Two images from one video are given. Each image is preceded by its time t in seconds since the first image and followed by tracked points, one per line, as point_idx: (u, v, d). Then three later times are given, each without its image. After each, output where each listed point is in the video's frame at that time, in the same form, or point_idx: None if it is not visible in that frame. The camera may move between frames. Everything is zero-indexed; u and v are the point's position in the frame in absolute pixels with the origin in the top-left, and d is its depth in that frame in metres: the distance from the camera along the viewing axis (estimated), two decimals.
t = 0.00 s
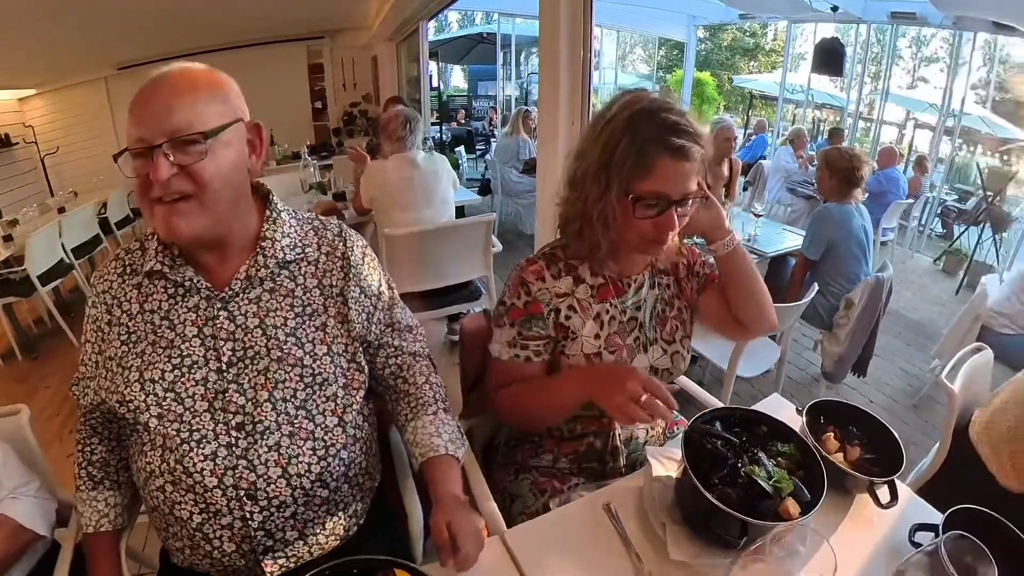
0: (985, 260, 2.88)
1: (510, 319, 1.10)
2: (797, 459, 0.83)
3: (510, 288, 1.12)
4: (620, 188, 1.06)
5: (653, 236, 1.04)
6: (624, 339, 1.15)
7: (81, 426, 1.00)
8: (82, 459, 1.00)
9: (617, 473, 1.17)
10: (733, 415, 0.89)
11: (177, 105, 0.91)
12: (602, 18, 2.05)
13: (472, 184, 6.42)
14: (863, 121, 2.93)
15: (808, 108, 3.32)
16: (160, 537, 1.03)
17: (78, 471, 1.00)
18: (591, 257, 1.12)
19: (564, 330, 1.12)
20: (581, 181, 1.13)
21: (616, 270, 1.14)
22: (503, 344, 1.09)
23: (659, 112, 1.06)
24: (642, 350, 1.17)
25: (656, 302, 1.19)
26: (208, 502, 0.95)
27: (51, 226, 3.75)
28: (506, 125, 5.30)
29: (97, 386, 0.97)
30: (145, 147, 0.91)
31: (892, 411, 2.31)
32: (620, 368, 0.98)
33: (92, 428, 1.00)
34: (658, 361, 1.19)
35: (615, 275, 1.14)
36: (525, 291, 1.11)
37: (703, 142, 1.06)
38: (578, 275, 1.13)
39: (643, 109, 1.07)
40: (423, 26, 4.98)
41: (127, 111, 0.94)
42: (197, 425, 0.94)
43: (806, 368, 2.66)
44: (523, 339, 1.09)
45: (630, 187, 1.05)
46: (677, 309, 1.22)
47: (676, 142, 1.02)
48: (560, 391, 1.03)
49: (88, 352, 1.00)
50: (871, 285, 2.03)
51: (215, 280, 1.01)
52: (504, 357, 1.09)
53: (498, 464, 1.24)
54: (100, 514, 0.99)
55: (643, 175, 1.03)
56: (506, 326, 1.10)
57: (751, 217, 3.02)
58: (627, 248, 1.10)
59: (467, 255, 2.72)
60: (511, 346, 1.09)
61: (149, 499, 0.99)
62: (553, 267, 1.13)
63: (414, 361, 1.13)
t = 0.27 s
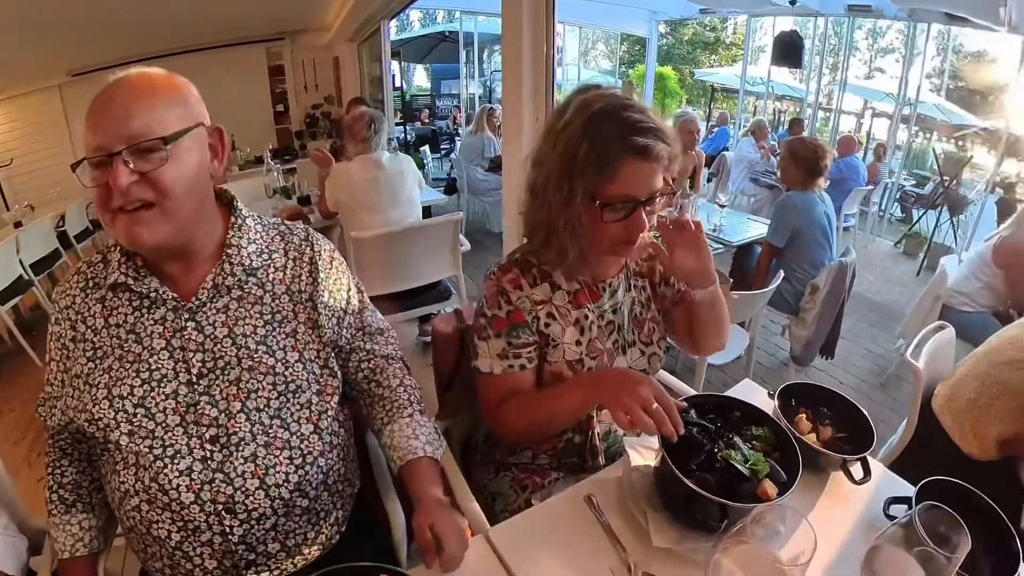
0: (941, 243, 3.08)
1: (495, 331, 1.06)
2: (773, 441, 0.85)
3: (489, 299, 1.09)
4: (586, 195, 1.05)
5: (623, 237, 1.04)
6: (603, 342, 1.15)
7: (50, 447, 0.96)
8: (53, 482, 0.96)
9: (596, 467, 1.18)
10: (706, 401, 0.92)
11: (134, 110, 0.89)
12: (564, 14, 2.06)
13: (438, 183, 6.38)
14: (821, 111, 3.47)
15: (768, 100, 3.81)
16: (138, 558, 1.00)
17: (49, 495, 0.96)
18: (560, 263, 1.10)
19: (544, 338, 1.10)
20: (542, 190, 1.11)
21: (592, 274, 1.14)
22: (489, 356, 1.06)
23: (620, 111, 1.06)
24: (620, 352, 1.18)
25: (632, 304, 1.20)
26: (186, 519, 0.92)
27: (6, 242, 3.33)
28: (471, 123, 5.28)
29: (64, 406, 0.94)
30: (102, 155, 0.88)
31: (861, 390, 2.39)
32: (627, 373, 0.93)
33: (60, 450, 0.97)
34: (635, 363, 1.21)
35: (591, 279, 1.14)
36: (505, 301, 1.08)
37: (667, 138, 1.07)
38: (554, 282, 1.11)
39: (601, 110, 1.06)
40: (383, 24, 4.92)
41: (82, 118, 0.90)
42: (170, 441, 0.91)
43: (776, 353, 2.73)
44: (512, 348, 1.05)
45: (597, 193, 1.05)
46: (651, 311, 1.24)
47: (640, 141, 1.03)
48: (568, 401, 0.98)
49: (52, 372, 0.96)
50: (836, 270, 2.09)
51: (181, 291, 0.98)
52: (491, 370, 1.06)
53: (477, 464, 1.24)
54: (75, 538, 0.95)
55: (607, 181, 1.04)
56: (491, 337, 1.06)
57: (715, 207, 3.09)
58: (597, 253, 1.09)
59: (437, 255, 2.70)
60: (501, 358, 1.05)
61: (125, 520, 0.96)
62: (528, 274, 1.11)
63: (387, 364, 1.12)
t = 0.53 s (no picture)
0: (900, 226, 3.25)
1: (464, 336, 1.06)
2: (745, 425, 0.88)
3: (455, 304, 1.09)
4: (549, 197, 1.05)
5: (590, 238, 1.05)
6: (574, 342, 1.16)
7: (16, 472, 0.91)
8: (21, 509, 0.92)
9: (573, 461, 1.19)
10: (679, 389, 0.94)
11: (56, 145, 0.80)
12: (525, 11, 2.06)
13: (403, 184, 6.32)
14: (782, 102, 3.53)
15: (730, 92, 3.80)
16: None
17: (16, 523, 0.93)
18: (525, 269, 1.10)
19: (514, 341, 1.11)
20: (504, 197, 1.11)
21: (558, 275, 1.14)
22: (460, 361, 1.05)
23: (578, 110, 1.06)
24: (591, 351, 1.19)
25: (601, 302, 1.22)
26: (160, 538, 0.90)
27: None
28: (434, 123, 5.25)
29: (26, 429, 0.90)
30: (32, 193, 0.81)
31: (828, 371, 2.47)
32: (607, 368, 0.91)
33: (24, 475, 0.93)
34: (607, 361, 1.22)
35: (557, 279, 1.15)
36: (472, 306, 1.08)
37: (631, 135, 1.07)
38: (520, 285, 1.11)
39: (558, 110, 1.06)
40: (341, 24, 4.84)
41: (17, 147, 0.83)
42: (139, 459, 0.88)
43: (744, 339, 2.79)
44: (484, 352, 1.05)
45: (561, 194, 1.04)
46: (620, 309, 1.26)
47: (600, 139, 1.03)
48: (543, 400, 0.98)
49: (11, 394, 0.92)
50: (799, 257, 2.15)
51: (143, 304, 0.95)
52: (462, 376, 1.05)
53: (454, 464, 1.23)
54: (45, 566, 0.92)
55: (571, 181, 1.03)
56: (462, 343, 1.05)
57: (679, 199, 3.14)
58: (562, 255, 1.10)
59: (404, 257, 2.68)
60: (474, 363, 1.05)
61: (98, 542, 0.93)
62: (493, 278, 1.11)
63: (358, 368, 1.10)
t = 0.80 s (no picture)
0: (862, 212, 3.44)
1: (434, 336, 1.05)
2: (717, 408, 0.90)
3: (424, 304, 1.08)
4: (518, 190, 1.06)
5: (557, 231, 1.07)
6: (545, 336, 1.16)
7: None
8: None
9: (553, 453, 1.20)
10: (651, 374, 0.96)
11: None
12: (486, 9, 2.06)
13: (368, 185, 6.24)
14: (743, 94, 3.82)
15: (691, 86, 4.20)
16: None
17: None
18: (493, 264, 1.11)
19: (485, 337, 1.10)
20: (471, 191, 1.11)
21: (527, 271, 1.15)
22: (431, 360, 1.05)
23: (546, 104, 1.06)
24: (563, 344, 1.19)
25: (571, 294, 1.23)
26: (139, 558, 0.87)
27: None
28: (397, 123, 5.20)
29: None
30: None
31: (797, 354, 2.55)
32: (575, 354, 0.95)
33: None
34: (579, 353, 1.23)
35: (526, 275, 1.15)
36: (441, 304, 1.07)
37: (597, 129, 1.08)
38: (489, 281, 1.11)
39: (527, 105, 1.06)
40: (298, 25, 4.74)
41: None
42: (112, 479, 0.85)
43: (714, 326, 2.84)
44: (455, 349, 1.05)
45: (529, 188, 1.05)
46: (591, 301, 1.27)
47: (568, 132, 1.03)
48: (520, 395, 0.99)
49: None
50: (764, 244, 2.21)
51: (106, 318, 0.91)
52: (435, 375, 1.05)
53: (433, 463, 1.23)
54: None
55: (540, 176, 1.04)
56: (433, 343, 1.05)
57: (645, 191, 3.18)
58: (531, 249, 1.11)
59: (372, 258, 2.65)
60: (445, 360, 1.05)
61: (75, 568, 0.90)
62: (461, 275, 1.10)
63: (332, 371, 1.08)
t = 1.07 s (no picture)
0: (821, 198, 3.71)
1: (405, 333, 1.04)
2: (688, 391, 0.92)
3: (394, 301, 1.07)
4: (491, 181, 1.06)
5: (529, 222, 1.09)
6: (517, 329, 1.16)
7: None
8: None
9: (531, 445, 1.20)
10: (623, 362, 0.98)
11: None
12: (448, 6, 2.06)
13: (333, 188, 6.15)
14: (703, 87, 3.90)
15: (653, 80, 4.30)
16: None
17: None
18: (462, 258, 1.10)
19: (456, 332, 1.10)
20: (444, 183, 1.10)
21: (496, 265, 1.15)
22: (404, 357, 1.04)
23: (518, 97, 1.07)
24: (535, 337, 1.20)
25: (541, 287, 1.24)
26: None
27: None
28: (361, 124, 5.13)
29: None
30: None
31: (766, 337, 2.62)
32: (547, 343, 0.97)
33: None
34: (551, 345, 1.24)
35: (495, 269, 1.15)
36: (411, 301, 1.06)
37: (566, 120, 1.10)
38: (458, 275, 1.11)
39: (497, 98, 1.06)
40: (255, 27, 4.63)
41: None
42: (85, 498, 0.83)
43: (683, 314, 2.90)
44: (428, 345, 1.04)
45: (502, 179, 1.05)
46: (561, 293, 1.28)
47: (540, 124, 1.04)
48: (496, 388, 0.99)
49: None
50: (728, 232, 2.26)
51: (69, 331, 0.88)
52: (408, 371, 1.04)
53: (411, 461, 1.22)
54: None
55: (513, 166, 1.04)
56: (405, 339, 1.04)
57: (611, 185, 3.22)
58: (503, 242, 1.12)
59: (340, 260, 2.61)
60: (417, 356, 1.04)
61: None
62: (430, 271, 1.09)
63: (305, 374, 1.07)
